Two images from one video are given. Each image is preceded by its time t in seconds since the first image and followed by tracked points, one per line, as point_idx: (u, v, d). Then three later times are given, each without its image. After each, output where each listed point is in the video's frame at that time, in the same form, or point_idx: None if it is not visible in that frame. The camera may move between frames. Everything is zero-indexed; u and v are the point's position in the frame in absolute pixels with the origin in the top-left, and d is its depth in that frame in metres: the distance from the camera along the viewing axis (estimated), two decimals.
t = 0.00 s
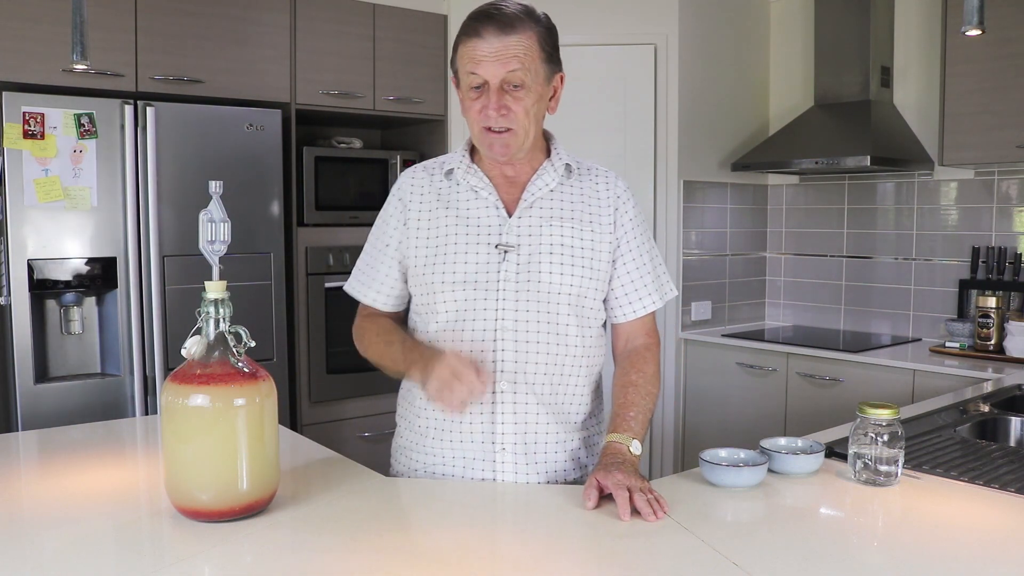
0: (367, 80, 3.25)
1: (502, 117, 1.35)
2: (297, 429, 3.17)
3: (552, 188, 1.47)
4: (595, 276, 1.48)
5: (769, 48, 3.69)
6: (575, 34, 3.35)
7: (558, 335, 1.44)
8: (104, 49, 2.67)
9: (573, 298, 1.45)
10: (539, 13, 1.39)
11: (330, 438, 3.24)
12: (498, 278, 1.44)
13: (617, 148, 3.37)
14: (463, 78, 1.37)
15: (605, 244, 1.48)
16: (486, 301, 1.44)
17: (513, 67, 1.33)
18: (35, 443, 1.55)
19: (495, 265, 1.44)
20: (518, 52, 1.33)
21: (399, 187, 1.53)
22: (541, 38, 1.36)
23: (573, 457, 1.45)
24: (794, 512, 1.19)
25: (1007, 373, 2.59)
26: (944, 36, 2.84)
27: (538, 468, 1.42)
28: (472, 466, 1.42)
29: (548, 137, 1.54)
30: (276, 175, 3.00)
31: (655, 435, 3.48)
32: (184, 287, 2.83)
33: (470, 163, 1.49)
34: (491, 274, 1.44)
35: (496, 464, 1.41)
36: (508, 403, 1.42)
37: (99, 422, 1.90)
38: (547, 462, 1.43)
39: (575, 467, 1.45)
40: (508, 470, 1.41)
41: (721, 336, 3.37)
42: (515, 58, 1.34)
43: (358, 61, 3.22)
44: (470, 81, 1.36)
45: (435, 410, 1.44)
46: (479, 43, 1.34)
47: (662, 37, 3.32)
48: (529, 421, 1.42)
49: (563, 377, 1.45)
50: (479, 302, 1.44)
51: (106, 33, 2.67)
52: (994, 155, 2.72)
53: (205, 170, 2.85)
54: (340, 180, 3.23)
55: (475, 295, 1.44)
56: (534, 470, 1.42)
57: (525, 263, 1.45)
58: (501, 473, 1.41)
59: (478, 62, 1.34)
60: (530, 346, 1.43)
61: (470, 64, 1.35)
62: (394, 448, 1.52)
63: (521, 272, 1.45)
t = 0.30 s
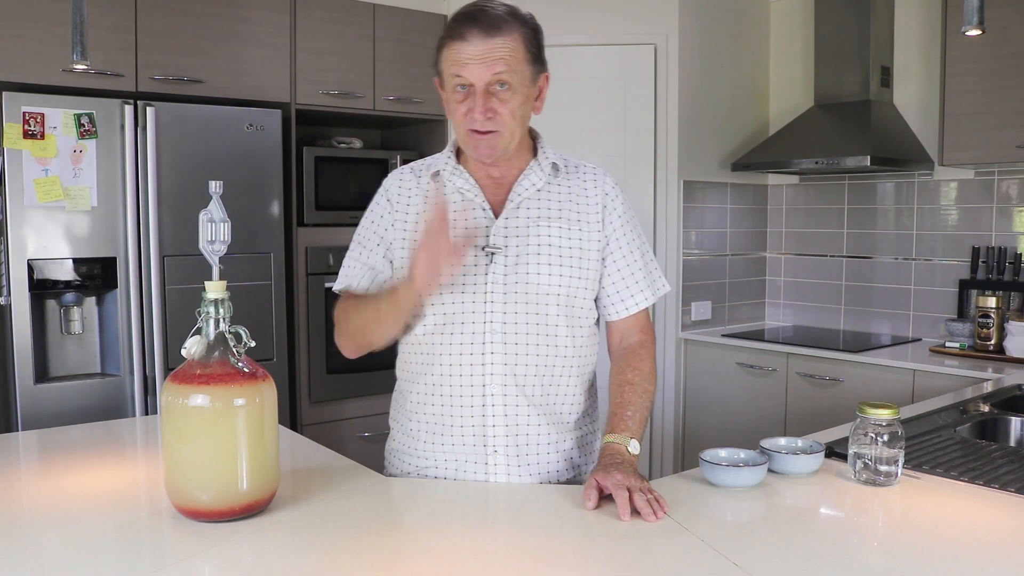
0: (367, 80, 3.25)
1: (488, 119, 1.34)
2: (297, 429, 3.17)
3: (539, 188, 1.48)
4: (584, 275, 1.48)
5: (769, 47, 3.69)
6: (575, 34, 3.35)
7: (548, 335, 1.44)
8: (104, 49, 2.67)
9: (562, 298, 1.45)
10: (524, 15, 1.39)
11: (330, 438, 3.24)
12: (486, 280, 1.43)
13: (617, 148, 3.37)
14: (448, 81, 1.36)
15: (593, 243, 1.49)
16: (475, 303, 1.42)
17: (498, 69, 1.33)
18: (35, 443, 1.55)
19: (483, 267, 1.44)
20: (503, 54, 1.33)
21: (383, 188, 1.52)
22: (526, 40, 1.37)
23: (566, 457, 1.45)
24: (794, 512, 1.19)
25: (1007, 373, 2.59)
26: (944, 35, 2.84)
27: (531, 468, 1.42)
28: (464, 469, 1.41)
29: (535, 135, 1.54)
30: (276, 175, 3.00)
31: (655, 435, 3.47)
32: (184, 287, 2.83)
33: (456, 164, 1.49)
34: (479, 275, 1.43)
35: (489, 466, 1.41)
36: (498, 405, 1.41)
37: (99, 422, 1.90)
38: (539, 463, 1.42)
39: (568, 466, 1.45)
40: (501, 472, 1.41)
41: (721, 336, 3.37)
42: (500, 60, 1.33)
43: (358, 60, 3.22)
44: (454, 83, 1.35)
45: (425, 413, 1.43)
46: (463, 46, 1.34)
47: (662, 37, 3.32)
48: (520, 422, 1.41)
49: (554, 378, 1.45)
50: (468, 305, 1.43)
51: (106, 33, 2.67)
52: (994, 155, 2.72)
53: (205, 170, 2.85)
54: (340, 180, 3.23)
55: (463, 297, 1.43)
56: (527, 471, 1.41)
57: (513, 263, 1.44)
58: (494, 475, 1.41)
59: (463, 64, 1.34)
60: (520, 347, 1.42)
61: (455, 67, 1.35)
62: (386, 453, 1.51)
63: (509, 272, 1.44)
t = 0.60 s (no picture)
0: (367, 80, 3.25)
1: (477, 118, 1.35)
2: (297, 429, 3.17)
3: (530, 187, 1.47)
4: (578, 273, 1.48)
5: (769, 48, 3.69)
6: (575, 35, 3.35)
7: (544, 334, 1.44)
8: (104, 49, 2.67)
9: (557, 296, 1.46)
10: (509, 14, 1.39)
11: (330, 438, 3.24)
12: (482, 279, 1.42)
13: (617, 148, 3.37)
14: (435, 80, 1.36)
15: (585, 241, 1.49)
16: (471, 303, 1.41)
17: (485, 67, 1.33)
18: (35, 443, 1.55)
19: (478, 266, 1.42)
20: (491, 52, 1.33)
21: (375, 185, 1.48)
22: (512, 38, 1.36)
23: (564, 455, 1.45)
24: (794, 512, 1.19)
25: (1007, 373, 2.59)
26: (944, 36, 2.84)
27: (530, 467, 1.42)
28: (464, 470, 1.41)
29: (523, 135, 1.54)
30: (276, 175, 3.00)
31: (655, 435, 3.47)
32: (184, 287, 2.83)
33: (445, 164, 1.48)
34: (474, 276, 1.42)
35: (489, 466, 1.40)
36: (498, 405, 1.40)
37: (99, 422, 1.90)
38: (539, 462, 1.42)
39: (566, 464, 1.45)
40: (501, 472, 1.40)
41: (721, 336, 3.37)
42: (487, 58, 1.33)
43: (358, 60, 3.22)
44: (440, 83, 1.35)
45: (423, 416, 1.42)
46: (449, 44, 1.33)
47: (662, 38, 3.32)
48: (520, 421, 1.41)
49: (551, 376, 1.45)
50: (464, 305, 1.41)
51: (106, 33, 2.67)
52: (994, 155, 2.72)
53: (205, 170, 2.85)
54: (339, 180, 3.23)
55: (459, 297, 1.41)
56: (527, 470, 1.41)
57: (507, 262, 1.43)
58: (494, 475, 1.40)
59: (450, 63, 1.33)
60: (517, 347, 1.42)
61: (442, 66, 1.34)
62: (379, 456, 1.49)
63: (504, 272, 1.43)
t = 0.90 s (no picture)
0: (367, 80, 3.25)
1: (477, 106, 1.34)
2: (297, 429, 3.17)
3: (526, 188, 1.47)
4: (575, 275, 1.48)
5: (769, 47, 3.69)
6: (575, 35, 3.35)
7: (543, 336, 1.44)
8: (104, 49, 2.67)
9: (555, 298, 1.45)
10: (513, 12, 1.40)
11: (330, 438, 3.24)
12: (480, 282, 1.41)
13: (617, 148, 3.37)
14: (436, 68, 1.36)
15: (581, 242, 1.49)
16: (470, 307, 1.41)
17: (488, 55, 1.33)
18: (35, 443, 1.55)
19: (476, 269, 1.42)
20: (494, 41, 1.33)
21: (364, 194, 1.48)
22: (516, 32, 1.37)
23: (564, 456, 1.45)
24: (794, 512, 1.19)
25: (1007, 373, 2.59)
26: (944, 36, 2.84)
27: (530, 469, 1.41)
28: (467, 473, 1.40)
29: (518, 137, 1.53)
30: (276, 175, 3.00)
31: (655, 435, 3.47)
32: (184, 287, 2.83)
33: (441, 163, 1.46)
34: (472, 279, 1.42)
35: (491, 469, 1.40)
36: (499, 407, 1.40)
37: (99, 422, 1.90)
38: (540, 464, 1.42)
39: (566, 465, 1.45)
40: (503, 474, 1.40)
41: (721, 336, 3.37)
42: (491, 47, 1.34)
43: (358, 60, 3.22)
44: (442, 71, 1.35)
45: (423, 420, 1.41)
46: (453, 32, 1.34)
47: (662, 38, 3.32)
48: (521, 423, 1.41)
49: (549, 378, 1.45)
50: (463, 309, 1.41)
51: (106, 33, 2.67)
52: (994, 155, 2.72)
53: (205, 170, 2.85)
54: (340, 180, 3.23)
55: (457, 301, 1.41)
56: (528, 472, 1.41)
57: (505, 265, 1.44)
58: (496, 477, 1.40)
59: (454, 49, 1.33)
60: (517, 349, 1.42)
61: (445, 52, 1.34)
62: (377, 462, 1.48)
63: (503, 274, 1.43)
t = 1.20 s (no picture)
0: (367, 80, 3.25)
1: (470, 104, 1.34)
2: (297, 429, 3.17)
3: (517, 189, 1.46)
4: (568, 274, 1.48)
5: (769, 48, 3.69)
6: (575, 35, 3.35)
7: (535, 337, 1.44)
8: (104, 49, 2.67)
9: (547, 299, 1.45)
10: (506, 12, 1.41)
11: (329, 438, 3.24)
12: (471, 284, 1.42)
13: (617, 148, 3.37)
14: (429, 66, 1.36)
15: (574, 241, 1.49)
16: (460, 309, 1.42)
17: (481, 53, 1.34)
18: (35, 443, 1.55)
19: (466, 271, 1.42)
20: (486, 39, 1.34)
21: (355, 198, 1.48)
22: (509, 32, 1.38)
23: (558, 455, 1.45)
24: (794, 512, 1.19)
25: (1007, 373, 2.59)
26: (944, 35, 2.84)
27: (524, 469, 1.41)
28: (463, 474, 1.41)
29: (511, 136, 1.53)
30: (276, 175, 3.00)
31: (655, 436, 3.47)
32: (184, 287, 2.83)
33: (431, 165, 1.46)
34: (463, 282, 1.42)
35: (484, 470, 1.40)
36: (491, 409, 1.40)
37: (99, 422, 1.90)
38: (534, 464, 1.42)
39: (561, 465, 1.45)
40: (496, 475, 1.40)
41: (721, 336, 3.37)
42: (483, 44, 1.34)
43: (358, 60, 3.22)
44: (435, 68, 1.35)
45: (416, 422, 1.41)
46: (446, 29, 1.34)
47: (662, 38, 3.32)
48: (514, 424, 1.41)
49: (543, 379, 1.45)
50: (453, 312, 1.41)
51: (106, 33, 2.67)
52: (994, 155, 2.72)
53: (204, 170, 2.85)
54: (339, 180, 3.23)
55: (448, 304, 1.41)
56: (522, 473, 1.41)
57: (497, 266, 1.43)
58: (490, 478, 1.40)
59: (446, 47, 1.34)
60: (509, 351, 1.42)
61: (438, 50, 1.34)
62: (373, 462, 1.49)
63: (494, 276, 1.43)
